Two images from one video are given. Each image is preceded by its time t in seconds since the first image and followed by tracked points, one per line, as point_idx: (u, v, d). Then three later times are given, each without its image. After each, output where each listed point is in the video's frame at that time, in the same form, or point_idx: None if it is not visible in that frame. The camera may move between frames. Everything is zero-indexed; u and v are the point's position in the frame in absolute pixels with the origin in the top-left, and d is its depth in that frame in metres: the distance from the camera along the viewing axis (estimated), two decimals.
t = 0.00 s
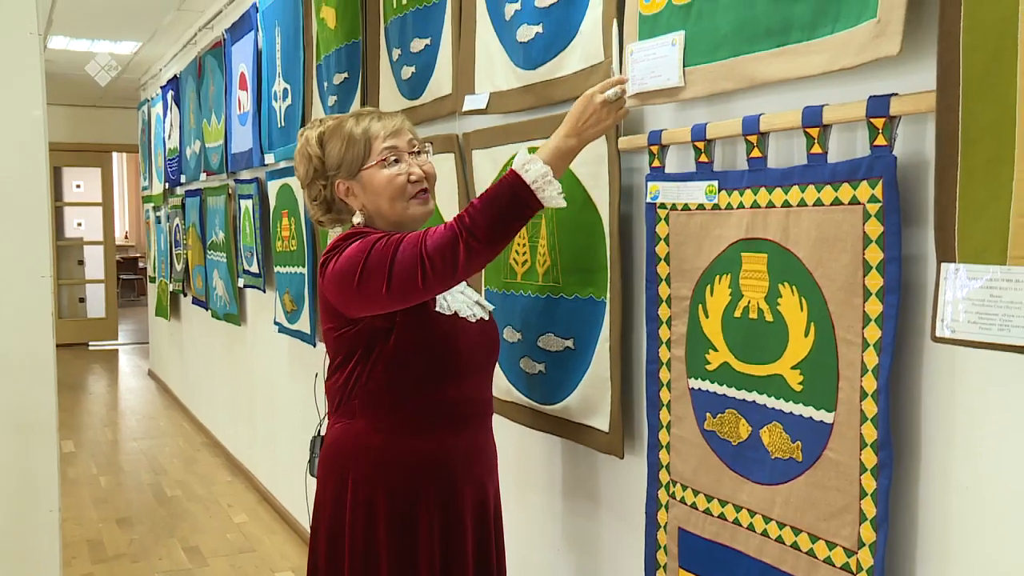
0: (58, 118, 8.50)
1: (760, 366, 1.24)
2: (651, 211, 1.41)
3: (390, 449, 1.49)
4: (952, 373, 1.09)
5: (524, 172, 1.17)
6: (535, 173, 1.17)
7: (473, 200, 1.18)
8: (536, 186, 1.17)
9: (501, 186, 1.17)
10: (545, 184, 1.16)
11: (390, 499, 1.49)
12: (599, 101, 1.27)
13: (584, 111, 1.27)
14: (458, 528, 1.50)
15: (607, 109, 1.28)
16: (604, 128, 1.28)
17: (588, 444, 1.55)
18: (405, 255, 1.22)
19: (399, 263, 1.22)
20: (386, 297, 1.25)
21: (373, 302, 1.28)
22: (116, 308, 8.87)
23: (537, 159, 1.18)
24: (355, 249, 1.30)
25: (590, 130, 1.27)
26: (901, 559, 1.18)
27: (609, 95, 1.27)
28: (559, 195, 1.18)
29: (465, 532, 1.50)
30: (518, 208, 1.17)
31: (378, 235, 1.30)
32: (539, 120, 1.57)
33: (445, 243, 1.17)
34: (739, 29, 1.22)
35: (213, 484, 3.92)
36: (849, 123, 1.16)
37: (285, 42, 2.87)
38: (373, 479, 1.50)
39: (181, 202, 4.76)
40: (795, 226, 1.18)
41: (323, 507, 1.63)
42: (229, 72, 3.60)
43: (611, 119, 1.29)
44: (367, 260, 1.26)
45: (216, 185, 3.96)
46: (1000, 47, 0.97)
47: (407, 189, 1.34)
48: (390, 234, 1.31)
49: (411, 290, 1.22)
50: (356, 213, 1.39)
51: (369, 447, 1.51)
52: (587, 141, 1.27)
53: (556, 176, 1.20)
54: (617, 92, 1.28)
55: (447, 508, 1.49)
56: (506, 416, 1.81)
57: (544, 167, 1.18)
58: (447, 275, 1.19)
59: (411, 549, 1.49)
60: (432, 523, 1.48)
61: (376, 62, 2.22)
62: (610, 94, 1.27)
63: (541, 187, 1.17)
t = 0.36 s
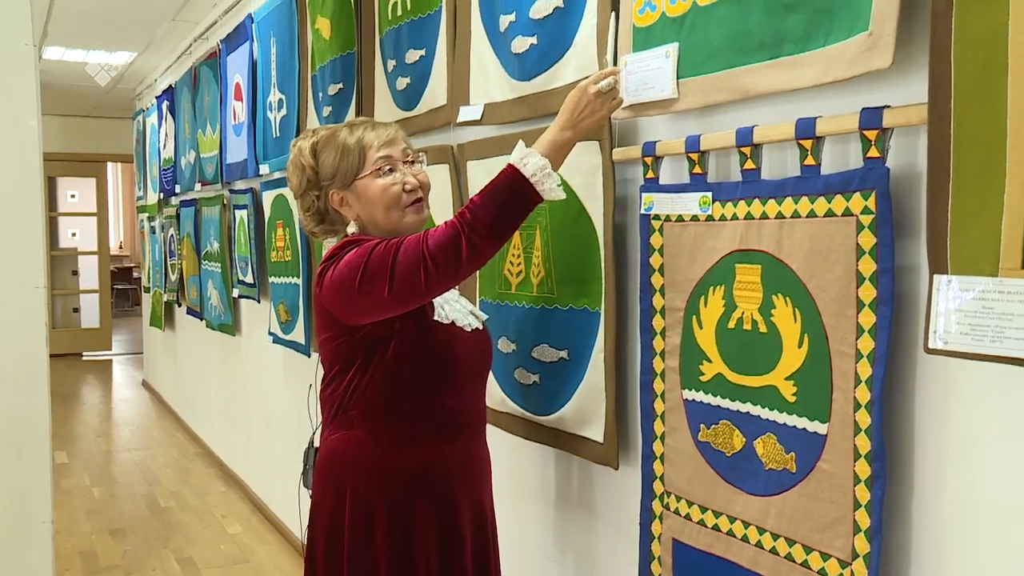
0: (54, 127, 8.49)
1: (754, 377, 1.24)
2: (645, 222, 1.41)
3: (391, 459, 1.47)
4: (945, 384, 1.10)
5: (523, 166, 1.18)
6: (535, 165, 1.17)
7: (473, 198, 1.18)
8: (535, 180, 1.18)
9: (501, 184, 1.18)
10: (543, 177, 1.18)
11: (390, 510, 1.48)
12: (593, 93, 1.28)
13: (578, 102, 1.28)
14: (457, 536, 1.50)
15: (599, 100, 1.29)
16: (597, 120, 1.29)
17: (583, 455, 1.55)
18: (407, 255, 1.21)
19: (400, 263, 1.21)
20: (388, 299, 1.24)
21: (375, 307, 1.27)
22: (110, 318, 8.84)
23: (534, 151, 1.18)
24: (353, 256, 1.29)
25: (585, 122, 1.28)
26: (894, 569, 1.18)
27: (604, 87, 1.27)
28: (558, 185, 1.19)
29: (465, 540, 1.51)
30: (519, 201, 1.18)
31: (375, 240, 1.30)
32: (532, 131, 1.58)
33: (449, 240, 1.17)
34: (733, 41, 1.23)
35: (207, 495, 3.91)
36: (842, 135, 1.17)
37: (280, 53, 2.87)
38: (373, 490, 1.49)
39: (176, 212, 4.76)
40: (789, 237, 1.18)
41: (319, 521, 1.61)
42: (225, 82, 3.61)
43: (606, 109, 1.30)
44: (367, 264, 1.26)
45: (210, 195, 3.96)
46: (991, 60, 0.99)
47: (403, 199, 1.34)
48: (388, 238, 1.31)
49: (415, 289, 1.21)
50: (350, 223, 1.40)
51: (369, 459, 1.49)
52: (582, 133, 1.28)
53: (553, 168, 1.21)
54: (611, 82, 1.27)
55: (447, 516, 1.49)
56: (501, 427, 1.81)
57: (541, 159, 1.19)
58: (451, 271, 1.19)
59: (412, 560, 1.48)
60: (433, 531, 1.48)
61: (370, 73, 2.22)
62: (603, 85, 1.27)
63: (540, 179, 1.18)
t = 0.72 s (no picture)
0: (42, 140, 8.46)
1: (741, 391, 1.24)
2: (632, 236, 1.42)
3: (384, 480, 1.46)
4: (931, 399, 1.10)
5: (516, 196, 1.18)
6: (528, 197, 1.18)
7: (466, 222, 1.18)
8: (528, 210, 1.18)
9: (493, 209, 1.18)
10: (537, 209, 1.18)
11: (385, 532, 1.46)
12: (589, 125, 1.28)
13: (574, 134, 1.28)
14: (454, 552, 1.49)
15: (595, 133, 1.29)
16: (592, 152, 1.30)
17: (571, 469, 1.55)
18: (395, 279, 1.21)
19: (388, 286, 1.21)
20: (374, 322, 1.23)
21: (359, 329, 1.26)
22: (97, 331, 8.80)
23: (527, 181, 1.19)
24: (340, 275, 1.28)
25: (579, 154, 1.28)
26: None
27: (600, 120, 1.28)
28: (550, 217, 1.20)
29: (461, 556, 1.50)
30: (511, 229, 1.18)
31: (362, 261, 1.30)
32: (523, 145, 1.57)
33: (440, 265, 1.17)
34: (719, 56, 1.24)
35: (194, 509, 3.88)
36: (827, 150, 1.18)
37: (269, 67, 2.88)
38: (368, 513, 1.47)
39: (164, 225, 4.75)
40: (775, 251, 1.19)
41: (310, 547, 1.58)
42: (214, 95, 3.61)
43: (601, 143, 1.30)
44: (354, 284, 1.25)
45: (199, 208, 3.95)
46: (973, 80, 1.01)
47: (383, 216, 1.34)
48: (373, 259, 1.30)
49: (402, 313, 1.20)
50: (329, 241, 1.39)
51: (362, 481, 1.47)
52: (576, 165, 1.28)
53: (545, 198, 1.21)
54: (606, 115, 1.28)
55: (444, 534, 1.48)
56: (490, 441, 1.81)
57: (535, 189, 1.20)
58: (438, 297, 1.18)
59: None
60: (431, 550, 1.47)
61: (359, 88, 2.23)
62: (600, 118, 1.28)
63: (533, 210, 1.18)
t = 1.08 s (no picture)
0: (25, 157, 8.42)
1: (723, 411, 1.24)
2: (614, 256, 1.43)
3: (376, 502, 1.45)
4: (910, 418, 1.11)
5: (506, 208, 1.18)
6: (519, 208, 1.18)
7: (454, 235, 1.18)
8: (519, 221, 1.18)
9: (482, 222, 1.18)
10: (527, 220, 1.18)
11: (378, 554, 1.45)
12: (578, 135, 1.27)
13: (562, 144, 1.27)
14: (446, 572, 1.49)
15: (584, 143, 1.28)
16: (582, 162, 1.28)
17: (555, 488, 1.55)
18: (384, 296, 1.20)
19: (377, 304, 1.20)
20: (363, 341, 1.22)
21: (348, 348, 1.25)
22: (80, 349, 8.74)
23: (518, 193, 1.19)
24: (326, 295, 1.27)
25: (569, 164, 1.27)
26: None
27: (588, 129, 1.27)
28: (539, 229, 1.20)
29: None
30: (501, 241, 1.18)
31: (348, 279, 1.29)
32: (508, 165, 1.58)
33: (429, 279, 1.16)
34: (701, 78, 1.25)
35: (176, 530, 3.85)
36: (807, 172, 1.19)
37: (253, 85, 2.89)
38: (360, 535, 1.45)
39: (148, 243, 4.73)
40: (756, 272, 1.20)
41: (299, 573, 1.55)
42: (198, 114, 3.60)
43: (590, 152, 1.29)
44: (341, 303, 1.23)
45: (183, 227, 3.94)
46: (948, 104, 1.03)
47: (366, 235, 1.34)
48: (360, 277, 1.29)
49: (392, 330, 1.19)
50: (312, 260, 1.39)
51: (354, 504, 1.45)
52: (566, 175, 1.28)
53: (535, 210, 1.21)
54: (595, 125, 1.27)
55: (437, 554, 1.47)
56: (475, 460, 1.81)
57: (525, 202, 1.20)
58: (429, 313, 1.18)
59: None
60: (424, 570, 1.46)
61: (343, 109, 2.23)
62: (589, 128, 1.26)
63: (524, 222, 1.18)
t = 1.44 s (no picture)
0: (8, 178, 8.38)
1: (706, 435, 1.25)
2: (597, 280, 1.43)
3: (369, 530, 1.41)
4: (891, 442, 1.12)
5: (500, 229, 1.17)
6: (514, 228, 1.16)
7: (449, 258, 1.16)
8: (514, 243, 1.17)
9: (477, 242, 1.16)
10: (522, 240, 1.17)
11: None
12: (571, 153, 1.26)
13: (556, 163, 1.26)
14: None
15: (577, 161, 1.27)
16: (575, 180, 1.28)
17: (539, 513, 1.54)
18: (378, 319, 1.18)
19: (371, 327, 1.18)
20: (357, 366, 1.20)
21: (341, 373, 1.23)
22: (62, 372, 8.67)
23: (512, 213, 1.18)
24: (319, 318, 1.25)
25: (562, 183, 1.27)
26: None
27: (581, 147, 1.26)
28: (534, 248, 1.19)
29: None
30: (496, 263, 1.17)
31: (341, 303, 1.27)
32: (491, 190, 1.59)
33: (424, 301, 1.15)
34: (681, 104, 1.26)
35: (159, 555, 3.81)
36: (788, 198, 1.20)
37: (238, 109, 2.90)
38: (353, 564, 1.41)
39: (131, 266, 4.71)
40: (737, 296, 1.21)
41: None
42: (183, 136, 3.60)
43: (584, 170, 1.28)
44: (334, 328, 1.21)
45: (167, 249, 3.92)
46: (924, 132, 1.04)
47: (353, 262, 1.34)
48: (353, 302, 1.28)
49: (387, 354, 1.17)
50: (300, 285, 1.39)
51: (346, 532, 1.41)
52: (560, 194, 1.27)
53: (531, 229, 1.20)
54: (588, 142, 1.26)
55: None
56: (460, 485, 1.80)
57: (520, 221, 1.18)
58: (424, 336, 1.16)
59: None
60: None
61: (327, 133, 2.24)
62: (582, 145, 1.26)
63: (519, 242, 1.17)
